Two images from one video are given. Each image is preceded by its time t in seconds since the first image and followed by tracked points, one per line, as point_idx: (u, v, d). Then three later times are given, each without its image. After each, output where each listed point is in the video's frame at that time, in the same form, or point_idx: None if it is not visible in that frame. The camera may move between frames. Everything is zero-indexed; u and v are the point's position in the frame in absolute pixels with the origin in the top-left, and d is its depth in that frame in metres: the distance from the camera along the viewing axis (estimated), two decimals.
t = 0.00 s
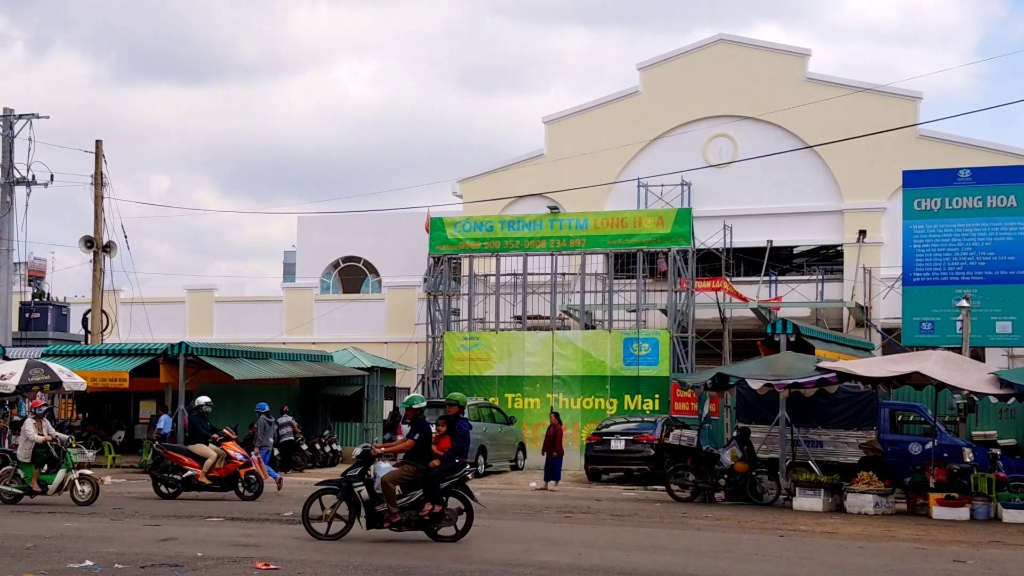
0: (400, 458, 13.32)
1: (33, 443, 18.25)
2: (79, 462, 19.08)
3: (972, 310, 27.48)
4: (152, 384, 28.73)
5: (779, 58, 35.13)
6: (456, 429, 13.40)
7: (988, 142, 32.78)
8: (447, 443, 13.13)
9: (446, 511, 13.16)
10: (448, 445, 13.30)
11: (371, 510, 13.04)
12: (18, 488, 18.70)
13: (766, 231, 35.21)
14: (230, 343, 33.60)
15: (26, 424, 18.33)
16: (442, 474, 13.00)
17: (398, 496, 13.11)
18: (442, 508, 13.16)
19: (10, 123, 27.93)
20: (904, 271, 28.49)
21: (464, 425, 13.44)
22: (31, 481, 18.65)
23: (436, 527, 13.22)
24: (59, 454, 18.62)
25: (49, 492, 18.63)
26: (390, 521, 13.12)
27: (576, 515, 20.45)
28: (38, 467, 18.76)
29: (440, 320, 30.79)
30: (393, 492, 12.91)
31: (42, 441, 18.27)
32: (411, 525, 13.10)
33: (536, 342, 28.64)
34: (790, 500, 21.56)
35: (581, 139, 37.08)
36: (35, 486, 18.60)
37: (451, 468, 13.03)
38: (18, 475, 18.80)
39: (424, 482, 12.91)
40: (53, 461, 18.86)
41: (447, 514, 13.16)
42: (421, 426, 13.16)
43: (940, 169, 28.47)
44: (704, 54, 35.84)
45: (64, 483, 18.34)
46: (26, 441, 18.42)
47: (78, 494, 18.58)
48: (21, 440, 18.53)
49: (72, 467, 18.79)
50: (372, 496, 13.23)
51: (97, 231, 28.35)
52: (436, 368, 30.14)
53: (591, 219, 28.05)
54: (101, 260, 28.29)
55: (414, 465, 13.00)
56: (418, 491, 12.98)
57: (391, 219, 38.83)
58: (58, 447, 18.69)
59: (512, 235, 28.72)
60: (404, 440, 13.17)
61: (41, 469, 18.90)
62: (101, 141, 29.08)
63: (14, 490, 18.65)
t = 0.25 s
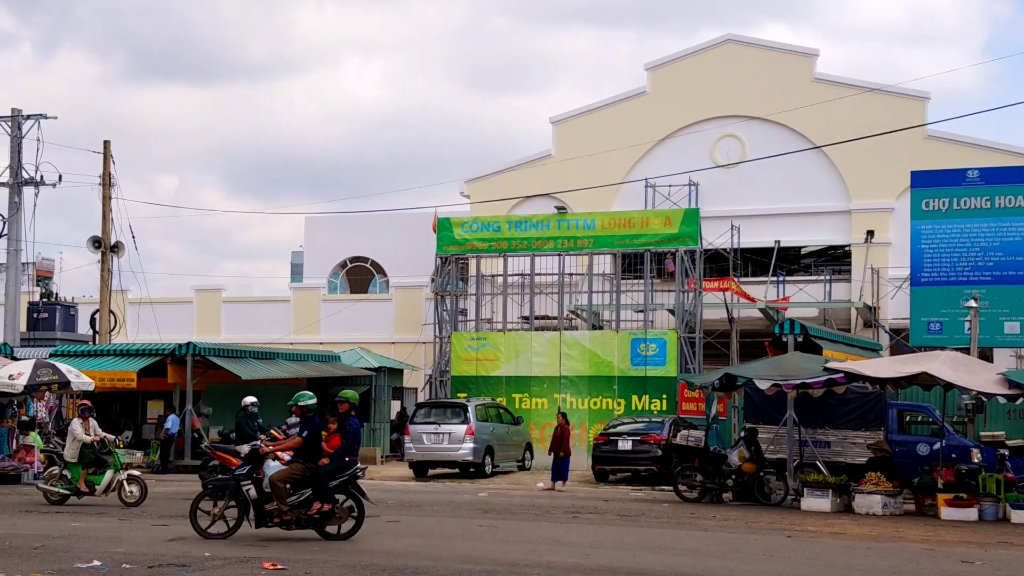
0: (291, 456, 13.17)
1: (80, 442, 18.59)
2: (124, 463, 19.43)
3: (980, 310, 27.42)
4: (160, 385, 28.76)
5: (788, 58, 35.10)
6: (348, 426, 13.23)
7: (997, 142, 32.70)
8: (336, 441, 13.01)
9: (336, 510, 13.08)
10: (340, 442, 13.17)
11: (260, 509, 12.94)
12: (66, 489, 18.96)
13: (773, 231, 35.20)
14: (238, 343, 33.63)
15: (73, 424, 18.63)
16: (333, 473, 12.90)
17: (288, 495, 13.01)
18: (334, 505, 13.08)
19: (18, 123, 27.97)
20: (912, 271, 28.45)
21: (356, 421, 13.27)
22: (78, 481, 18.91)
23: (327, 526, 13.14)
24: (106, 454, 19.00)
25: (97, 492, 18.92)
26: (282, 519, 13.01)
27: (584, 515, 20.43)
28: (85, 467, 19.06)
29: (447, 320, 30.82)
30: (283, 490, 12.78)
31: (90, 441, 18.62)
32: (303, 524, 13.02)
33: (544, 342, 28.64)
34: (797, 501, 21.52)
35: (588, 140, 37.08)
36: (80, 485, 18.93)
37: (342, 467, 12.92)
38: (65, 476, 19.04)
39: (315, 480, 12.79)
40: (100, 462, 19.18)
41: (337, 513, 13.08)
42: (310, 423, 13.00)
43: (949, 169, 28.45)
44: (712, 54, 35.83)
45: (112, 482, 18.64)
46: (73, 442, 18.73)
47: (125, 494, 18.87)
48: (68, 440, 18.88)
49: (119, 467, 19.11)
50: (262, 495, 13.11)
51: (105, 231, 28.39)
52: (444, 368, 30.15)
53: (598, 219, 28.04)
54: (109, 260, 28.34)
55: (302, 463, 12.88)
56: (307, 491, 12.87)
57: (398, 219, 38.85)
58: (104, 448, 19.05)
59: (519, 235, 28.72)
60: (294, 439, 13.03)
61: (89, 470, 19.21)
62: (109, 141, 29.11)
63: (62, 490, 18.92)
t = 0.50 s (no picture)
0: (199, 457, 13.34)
1: (119, 444, 17.97)
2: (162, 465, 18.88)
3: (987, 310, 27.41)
4: (166, 385, 28.78)
5: (794, 58, 35.05)
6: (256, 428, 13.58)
7: (1003, 142, 32.66)
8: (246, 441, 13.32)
9: (246, 510, 13.27)
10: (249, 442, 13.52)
11: (168, 508, 13.03)
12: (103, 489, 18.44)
13: (779, 231, 35.18)
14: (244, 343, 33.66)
15: (112, 425, 18.00)
16: (242, 472, 13.11)
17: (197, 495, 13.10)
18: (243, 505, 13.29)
19: (25, 123, 28.03)
20: (919, 271, 28.40)
21: (264, 422, 13.72)
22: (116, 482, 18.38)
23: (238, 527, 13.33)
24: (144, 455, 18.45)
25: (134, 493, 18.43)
26: (190, 519, 13.15)
27: (590, 516, 20.41)
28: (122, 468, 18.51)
29: (453, 320, 30.83)
30: (192, 490, 12.92)
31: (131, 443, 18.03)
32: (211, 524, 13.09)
33: (550, 342, 28.63)
34: (804, 501, 21.48)
35: (593, 140, 37.07)
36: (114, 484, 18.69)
37: (252, 465, 13.21)
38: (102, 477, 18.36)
39: (226, 480, 12.98)
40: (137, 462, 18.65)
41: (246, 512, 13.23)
42: (220, 423, 13.24)
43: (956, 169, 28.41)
44: (718, 54, 35.80)
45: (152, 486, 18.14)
46: (111, 442, 18.12)
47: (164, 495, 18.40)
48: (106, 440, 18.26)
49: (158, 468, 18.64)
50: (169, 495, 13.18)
51: (111, 231, 28.42)
52: (449, 368, 30.15)
53: (604, 219, 28.03)
54: (115, 260, 28.38)
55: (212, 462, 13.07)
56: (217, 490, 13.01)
57: (404, 219, 38.87)
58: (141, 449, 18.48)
59: (525, 235, 28.72)
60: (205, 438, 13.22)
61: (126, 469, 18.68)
62: (116, 142, 29.16)
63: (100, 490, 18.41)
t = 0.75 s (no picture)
0: (90, 457, 13.74)
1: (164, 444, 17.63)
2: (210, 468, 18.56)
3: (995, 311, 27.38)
4: (174, 385, 28.82)
5: (802, 58, 35.01)
6: (152, 426, 14.08)
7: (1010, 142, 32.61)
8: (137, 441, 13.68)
9: (139, 509, 13.70)
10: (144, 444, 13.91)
11: (58, 508, 13.41)
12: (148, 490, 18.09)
13: (786, 231, 35.15)
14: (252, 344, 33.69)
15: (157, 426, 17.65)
16: (134, 472, 13.54)
17: (88, 495, 13.49)
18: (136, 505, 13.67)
19: (33, 124, 28.05)
20: (927, 271, 28.31)
21: (158, 422, 14.13)
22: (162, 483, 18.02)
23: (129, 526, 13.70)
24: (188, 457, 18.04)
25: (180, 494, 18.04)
26: (79, 519, 13.53)
27: (597, 516, 20.38)
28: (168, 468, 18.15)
29: (460, 320, 30.85)
30: (81, 490, 13.31)
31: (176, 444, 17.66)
32: (102, 523, 13.51)
33: (557, 342, 28.63)
34: (811, 502, 21.43)
35: (600, 140, 37.06)
36: (165, 484, 19.40)
37: (145, 466, 13.61)
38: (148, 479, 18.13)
39: (118, 478, 13.38)
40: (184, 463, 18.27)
41: (137, 511, 13.64)
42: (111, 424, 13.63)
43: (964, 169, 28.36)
44: (726, 54, 35.76)
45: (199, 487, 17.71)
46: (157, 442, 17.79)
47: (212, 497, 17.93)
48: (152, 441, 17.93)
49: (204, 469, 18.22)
50: (58, 495, 13.57)
51: (119, 232, 28.45)
52: (456, 369, 30.17)
53: (611, 219, 28.02)
54: (123, 261, 28.41)
55: (103, 463, 13.47)
56: (107, 489, 13.43)
57: (411, 220, 38.89)
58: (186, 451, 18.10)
59: (532, 236, 28.72)
60: (96, 439, 13.62)
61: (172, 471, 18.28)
62: (124, 142, 29.19)
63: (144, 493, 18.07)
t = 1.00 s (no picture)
0: None
1: (204, 443, 17.76)
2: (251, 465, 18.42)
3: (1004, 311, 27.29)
4: (181, 385, 28.86)
5: (810, 58, 34.96)
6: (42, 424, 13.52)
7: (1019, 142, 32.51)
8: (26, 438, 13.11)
9: (27, 511, 13.12)
10: (34, 442, 13.35)
11: None
12: (192, 491, 18.20)
13: (794, 232, 35.10)
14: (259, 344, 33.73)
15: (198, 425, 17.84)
16: (21, 472, 12.96)
17: None
18: (23, 505, 13.18)
19: (41, 125, 28.12)
20: (935, 271, 28.26)
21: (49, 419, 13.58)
22: (205, 483, 18.08)
23: (17, 527, 13.17)
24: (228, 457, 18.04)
25: (223, 495, 18.05)
26: None
27: (604, 517, 20.36)
28: (212, 469, 18.21)
29: (467, 321, 30.85)
30: None
31: (216, 443, 17.75)
32: None
33: (564, 342, 28.62)
34: (820, 502, 21.40)
35: (607, 140, 37.05)
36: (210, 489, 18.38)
37: (32, 465, 13.05)
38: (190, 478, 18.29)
39: (4, 479, 12.83)
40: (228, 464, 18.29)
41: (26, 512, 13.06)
42: None
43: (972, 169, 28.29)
44: (733, 54, 35.72)
45: (238, 486, 17.70)
46: (198, 442, 17.95)
47: (253, 497, 17.88)
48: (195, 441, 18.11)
49: (247, 470, 18.16)
50: None
51: (127, 232, 28.50)
52: (463, 369, 30.18)
53: (619, 219, 27.99)
54: (131, 261, 28.45)
55: None
56: None
57: (418, 220, 38.90)
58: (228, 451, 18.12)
59: (539, 236, 28.71)
60: None
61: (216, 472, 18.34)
62: (131, 143, 29.24)
63: (188, 494, 18.17)
